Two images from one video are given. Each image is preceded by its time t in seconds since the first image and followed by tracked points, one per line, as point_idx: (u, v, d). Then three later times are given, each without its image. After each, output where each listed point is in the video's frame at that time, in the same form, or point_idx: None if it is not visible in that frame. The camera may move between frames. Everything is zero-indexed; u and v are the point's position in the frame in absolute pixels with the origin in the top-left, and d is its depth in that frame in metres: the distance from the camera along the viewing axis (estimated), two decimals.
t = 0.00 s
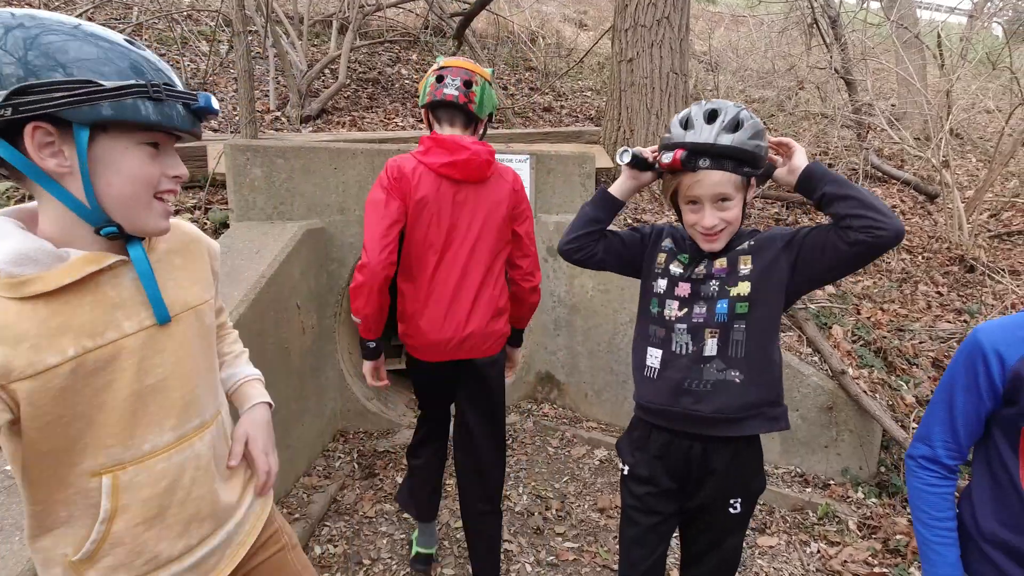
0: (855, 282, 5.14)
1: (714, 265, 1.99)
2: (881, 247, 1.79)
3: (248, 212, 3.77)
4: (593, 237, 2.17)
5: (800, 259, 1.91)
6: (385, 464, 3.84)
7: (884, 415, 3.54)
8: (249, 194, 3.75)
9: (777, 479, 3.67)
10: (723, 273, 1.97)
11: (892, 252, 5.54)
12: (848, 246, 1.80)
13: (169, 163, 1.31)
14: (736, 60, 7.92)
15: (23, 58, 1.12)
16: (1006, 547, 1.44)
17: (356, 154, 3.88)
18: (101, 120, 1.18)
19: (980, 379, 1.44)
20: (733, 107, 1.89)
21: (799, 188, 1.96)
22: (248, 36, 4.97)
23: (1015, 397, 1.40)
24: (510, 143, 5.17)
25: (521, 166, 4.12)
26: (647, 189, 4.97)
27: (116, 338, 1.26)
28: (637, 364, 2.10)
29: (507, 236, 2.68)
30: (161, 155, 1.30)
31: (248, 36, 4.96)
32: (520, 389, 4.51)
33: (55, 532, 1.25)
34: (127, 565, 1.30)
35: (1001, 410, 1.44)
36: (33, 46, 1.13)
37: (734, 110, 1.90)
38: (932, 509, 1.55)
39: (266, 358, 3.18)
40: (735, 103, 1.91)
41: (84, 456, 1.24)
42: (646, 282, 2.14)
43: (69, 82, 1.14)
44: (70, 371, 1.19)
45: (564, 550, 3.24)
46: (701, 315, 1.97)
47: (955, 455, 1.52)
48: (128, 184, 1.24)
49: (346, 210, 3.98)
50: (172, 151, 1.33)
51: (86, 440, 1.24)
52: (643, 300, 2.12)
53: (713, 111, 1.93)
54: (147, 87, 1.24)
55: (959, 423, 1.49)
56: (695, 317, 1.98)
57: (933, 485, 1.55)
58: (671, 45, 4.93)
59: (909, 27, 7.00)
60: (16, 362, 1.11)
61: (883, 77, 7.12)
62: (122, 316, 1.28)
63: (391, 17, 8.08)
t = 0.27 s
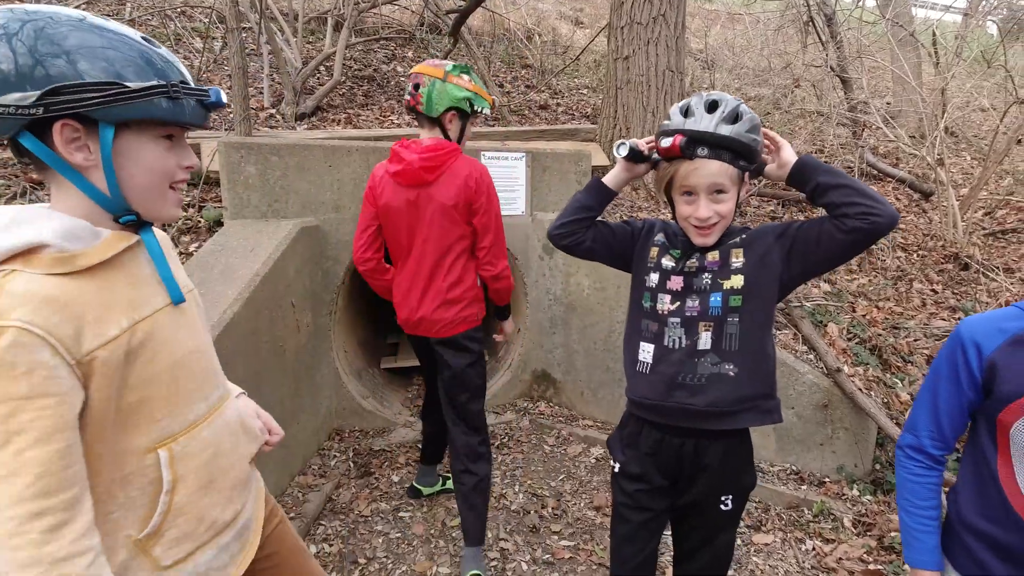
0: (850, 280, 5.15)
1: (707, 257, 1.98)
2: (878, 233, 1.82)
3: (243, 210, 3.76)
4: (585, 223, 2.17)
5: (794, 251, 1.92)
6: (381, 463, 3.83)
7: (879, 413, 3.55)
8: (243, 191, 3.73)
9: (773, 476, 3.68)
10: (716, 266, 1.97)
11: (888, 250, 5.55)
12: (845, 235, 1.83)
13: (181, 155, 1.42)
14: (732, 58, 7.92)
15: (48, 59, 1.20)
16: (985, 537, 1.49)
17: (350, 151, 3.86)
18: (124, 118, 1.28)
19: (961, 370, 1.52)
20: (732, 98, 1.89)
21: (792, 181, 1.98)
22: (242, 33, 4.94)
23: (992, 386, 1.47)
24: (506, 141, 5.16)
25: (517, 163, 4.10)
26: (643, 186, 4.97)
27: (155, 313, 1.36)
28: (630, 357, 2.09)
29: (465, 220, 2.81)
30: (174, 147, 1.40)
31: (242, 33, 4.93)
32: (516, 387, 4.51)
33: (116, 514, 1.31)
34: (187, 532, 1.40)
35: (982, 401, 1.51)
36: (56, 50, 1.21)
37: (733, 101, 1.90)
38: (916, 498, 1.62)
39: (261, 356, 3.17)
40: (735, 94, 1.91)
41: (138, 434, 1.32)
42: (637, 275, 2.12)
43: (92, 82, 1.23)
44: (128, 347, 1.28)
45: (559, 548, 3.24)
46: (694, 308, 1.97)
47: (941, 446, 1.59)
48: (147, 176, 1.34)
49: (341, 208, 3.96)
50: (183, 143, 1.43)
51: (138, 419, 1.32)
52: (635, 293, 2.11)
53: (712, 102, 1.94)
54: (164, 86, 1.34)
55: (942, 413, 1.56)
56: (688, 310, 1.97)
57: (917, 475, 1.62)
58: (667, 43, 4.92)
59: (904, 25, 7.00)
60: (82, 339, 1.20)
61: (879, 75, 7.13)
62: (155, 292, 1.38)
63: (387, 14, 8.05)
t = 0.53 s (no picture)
0: (840, 274, 5.17)
1: (694, 245, 1.97)
2: (860, 217, 1.82)
3: (230, 206, 3.72)
4: (566, 205, 2.17)
5: (777, 238, 1.93)
6: (372, 459, 3.81)
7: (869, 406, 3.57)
8: (230, 187, 3.70)
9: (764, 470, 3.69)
10: (703, 254, 1.96)
11: (877, 244, 5.57)
12: (829, 219, 1.83)
13: (220, 156, 1.52)
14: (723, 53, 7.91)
15: (107, 71, 1.34)
16: (954, 511, 1.62)
17: (339, 146, 3.82)
18: (166, 129, 1.39)
19: (948, 350, 1.67)
20: (720, 88, 1.87)
21: (776, 166, 1.99)
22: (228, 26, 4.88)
23: (970, 363, 1.60)
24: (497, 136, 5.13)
25: (507, 158, 4.08)
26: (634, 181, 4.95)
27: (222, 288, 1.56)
28: (618, 349, 2.07)
29: (416, 197, 2.86)
30: (213, 149, 1.50)
31: (228, 27, 4.87)
32: (508, 382, 4.50)
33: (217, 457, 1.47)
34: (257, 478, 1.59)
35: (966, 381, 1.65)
36: (117, 63, 1.36)
37: (719, 91, 1.87)
38: (905, 474, 1.76)
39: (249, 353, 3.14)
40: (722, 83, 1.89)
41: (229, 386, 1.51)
42: (622, 266, 2.10)
43: (138, 91, 1.34)
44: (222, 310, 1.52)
45: (551, 543, 3.24)
46: (682, 297, 1.96)
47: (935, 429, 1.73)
48: (190, 177, 1.46)
49: (330, 203, 3.92)
50: (223, 144, 1.53)
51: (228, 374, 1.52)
52: (621, 285, 2.09)
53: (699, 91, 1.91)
54: (197, 95, 1.41)
55: (934, 391, 1.71)
56: (676, 299, 1.97)
57: (908, 452, 1.77)
58: (658, 37, 4.90)
59: (894, 20, 7.02)
60: (200, 298, 1.43)
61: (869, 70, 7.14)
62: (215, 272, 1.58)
63: (376, 8, 7.98)
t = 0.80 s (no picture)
0: (834, 271, 5.18)
1: (679, 236, 2.02)
2: (837, 203, 1.93)
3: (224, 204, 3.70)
4: (548, 189, 2.14)
5: (759, 228, 2.00)
6: (368, 458, 3.81)
7: (863, 402, 3.59)
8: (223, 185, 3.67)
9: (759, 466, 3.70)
10: (688, 244, 2.01)
11: (871, 241, 5.59)
12: (809, 207, 1.93)
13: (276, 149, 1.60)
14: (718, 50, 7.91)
15: (186, 71, 1.43)
16: (933, 497, 1.62)
17: (333, 143, 3.80)
18: (231, 126, 1.47)
19: (944, 338, 1.70)
20: (695, 87, 1.92)
21: (755, 157, 2.07)
22: (220, 23, 4.85)
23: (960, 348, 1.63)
24: (492, 133, 5.11)
25: (502, 155, 4.07)
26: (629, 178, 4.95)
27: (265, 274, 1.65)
28: (603, 342, 2.07)
29: (383, 193, 2.78)
30: (269, 143, 1.58)
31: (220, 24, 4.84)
32: (503, 380, 4.49)
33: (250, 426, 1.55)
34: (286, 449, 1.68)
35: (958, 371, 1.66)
36: (194, 64, 1.45)
37: (695, 90, 1.92)
38: (898, 462, 1.79)
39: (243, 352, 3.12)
40: (698, 82, 1.94)
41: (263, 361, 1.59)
42: (606, 259, 2.11)
43: (211, 90, 1.43)
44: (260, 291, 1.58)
45: (548, 541, 3.24)
46: (670, 288, 1.99)
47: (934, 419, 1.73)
48: (248, 168, 1.55)
49: (324, 201, 3.90)
50: (280, 139, 1.61)
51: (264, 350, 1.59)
52: (607, 278, 2.10)
53: (675, 89, 1.96)
54: (256, 94, 1.48)
55: (930, 380, 1.73)
56: (664, 290, 2.00)
57: (904, 441, 1.79)
58: (652, 34, 4.89)
59: (887, 17, 7.04)
60: (241, 278, 1.50)
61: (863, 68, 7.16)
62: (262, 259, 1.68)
63: (370, 5, 7.93)
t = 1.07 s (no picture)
0: (833, 270, 5.18)
1: (670, 234, 2.05)
2: (818, 205, 2.00)
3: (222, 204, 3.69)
4: (540, 181, 2.14)
5: (744, 227, 2.05)
6: (367, 458, 3.81)
7: (861, 401, 3.59)
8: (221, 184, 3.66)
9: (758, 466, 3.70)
10: (680, 242, 2.04)
11: (870, 241, 5.59)
12: (792, 208, 1.99)
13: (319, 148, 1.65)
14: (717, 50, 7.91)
15: (237, 73, 1.50)
16: (932, 498, 1.62)
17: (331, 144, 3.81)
18: (279, 125, 1.53)
19: (937, 338, 1.69)
20: (685, 87, 1.94)
21: (739, 157, 2.11)
22: (218, 23, 4.83)
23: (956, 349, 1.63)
24: (490, 133, 5.11)
25: (500, 155, 4.07)
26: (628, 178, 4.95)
27: (301, 274, 1.66)
28: (595, 341, 2.08)
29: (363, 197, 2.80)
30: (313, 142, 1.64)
31: (218, 24, 4.82)
32: (502, 380, 4.49)
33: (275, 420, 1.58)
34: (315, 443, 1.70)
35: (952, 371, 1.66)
36: (243, 66, 1.51)
37: (685, 90, 1.94)
38: (895, 462, 1.78)
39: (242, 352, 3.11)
40: (687, 82, 1.95)
41: (290, 361, 1.61)
42: (597, 258, 2.12)
43: (259, 91, 1.50)
44: (292, 292, 1.59)
45: (547, 541, 3.23)
46: (662, 285, 2.02)
47: (932, 421, 1.72)
48: (294, 167, 1.60)
49: (322, 201, 3.89)
50: (324, 138, 1.66)
51: (291, 351, 1.61)
52: (598, 277, 2.11)
53: (665, 89, 1.97)
54: (303, 94, 1.54)
55: (924, 380, 1.73)
56: (657, 288, 2.02)
57: (898, 442, 1.78)
58: (651, 34, 4.89)
59: (886, 17, 7.04)
60: (269, 281, 1.51)
61: (861, 67, 7.16)
62: (302, 258, 1.70)
63: (368, 5, 7.92)
